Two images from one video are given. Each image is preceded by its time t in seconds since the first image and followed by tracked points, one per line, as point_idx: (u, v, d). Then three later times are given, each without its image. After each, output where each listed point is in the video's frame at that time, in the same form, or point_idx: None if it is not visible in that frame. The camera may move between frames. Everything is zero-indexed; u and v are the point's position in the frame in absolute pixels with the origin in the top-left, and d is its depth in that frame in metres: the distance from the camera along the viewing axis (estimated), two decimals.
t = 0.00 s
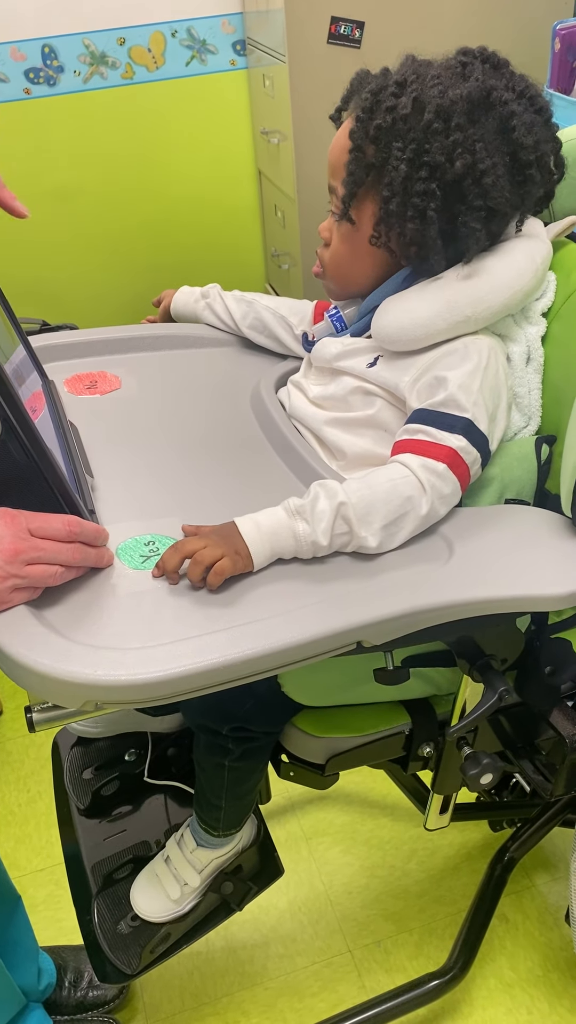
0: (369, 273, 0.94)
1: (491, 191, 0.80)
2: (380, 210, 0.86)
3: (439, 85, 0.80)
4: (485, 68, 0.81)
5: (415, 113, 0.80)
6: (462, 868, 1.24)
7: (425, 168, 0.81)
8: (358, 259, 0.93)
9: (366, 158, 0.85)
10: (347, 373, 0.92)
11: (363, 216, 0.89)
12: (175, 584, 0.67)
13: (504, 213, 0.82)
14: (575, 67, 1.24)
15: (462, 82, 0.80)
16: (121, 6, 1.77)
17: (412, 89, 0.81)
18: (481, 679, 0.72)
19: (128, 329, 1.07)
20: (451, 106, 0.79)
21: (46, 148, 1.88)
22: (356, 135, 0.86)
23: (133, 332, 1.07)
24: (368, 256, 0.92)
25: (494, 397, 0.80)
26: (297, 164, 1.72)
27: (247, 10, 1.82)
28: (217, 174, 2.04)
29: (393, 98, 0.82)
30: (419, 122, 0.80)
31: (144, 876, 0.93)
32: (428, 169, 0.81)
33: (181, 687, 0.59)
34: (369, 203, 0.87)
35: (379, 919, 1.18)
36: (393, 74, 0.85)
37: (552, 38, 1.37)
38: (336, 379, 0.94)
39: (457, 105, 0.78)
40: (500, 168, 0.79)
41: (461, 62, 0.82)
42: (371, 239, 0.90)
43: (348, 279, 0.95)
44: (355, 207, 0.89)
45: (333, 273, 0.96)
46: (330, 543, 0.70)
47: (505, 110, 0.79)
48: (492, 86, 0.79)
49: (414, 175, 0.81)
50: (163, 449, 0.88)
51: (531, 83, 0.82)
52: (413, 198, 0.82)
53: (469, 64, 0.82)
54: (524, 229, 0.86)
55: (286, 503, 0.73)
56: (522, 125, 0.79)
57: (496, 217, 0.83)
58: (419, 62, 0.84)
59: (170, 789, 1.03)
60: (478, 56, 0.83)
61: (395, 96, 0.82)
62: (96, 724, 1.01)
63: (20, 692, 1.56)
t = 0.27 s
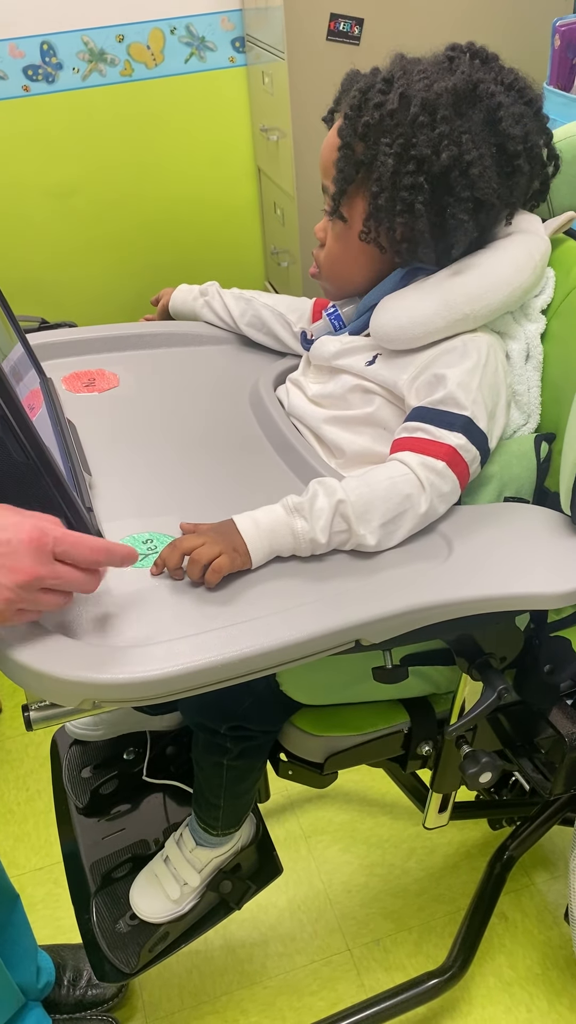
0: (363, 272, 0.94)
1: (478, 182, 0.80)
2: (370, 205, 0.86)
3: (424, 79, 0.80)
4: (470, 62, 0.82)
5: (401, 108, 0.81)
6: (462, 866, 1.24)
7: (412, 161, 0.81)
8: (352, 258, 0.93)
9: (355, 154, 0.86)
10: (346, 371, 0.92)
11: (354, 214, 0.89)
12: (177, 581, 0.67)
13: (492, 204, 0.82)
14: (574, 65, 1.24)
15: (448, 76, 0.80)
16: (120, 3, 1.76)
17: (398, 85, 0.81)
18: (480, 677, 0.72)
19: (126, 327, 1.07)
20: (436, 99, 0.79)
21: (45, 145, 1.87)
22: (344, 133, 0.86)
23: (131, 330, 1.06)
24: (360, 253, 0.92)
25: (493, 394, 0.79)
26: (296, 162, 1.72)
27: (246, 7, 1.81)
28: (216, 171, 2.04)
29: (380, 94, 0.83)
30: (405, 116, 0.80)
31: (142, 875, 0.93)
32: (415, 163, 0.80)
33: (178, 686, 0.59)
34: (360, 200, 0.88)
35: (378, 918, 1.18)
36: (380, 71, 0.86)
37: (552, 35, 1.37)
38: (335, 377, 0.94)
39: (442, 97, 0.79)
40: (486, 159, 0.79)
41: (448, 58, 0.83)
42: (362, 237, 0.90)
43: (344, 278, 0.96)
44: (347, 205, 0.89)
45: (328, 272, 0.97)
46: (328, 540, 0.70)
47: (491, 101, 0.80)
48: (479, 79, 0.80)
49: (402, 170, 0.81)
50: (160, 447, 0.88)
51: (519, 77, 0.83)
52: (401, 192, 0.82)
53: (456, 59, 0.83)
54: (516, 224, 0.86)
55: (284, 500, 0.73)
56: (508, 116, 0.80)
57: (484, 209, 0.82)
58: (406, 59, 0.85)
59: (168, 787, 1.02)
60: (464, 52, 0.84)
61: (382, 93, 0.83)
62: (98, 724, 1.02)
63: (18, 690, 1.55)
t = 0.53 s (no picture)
0: (357, 274, 0.94)
1: (464, 175, 0.80)
2: (360, 205, 0.86)
3: (407, 77, 0.81)
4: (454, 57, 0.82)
5: (386, 107, 0.81)
6: (463, 864, 1.24)
7: (399, 159, 0.81)
8: (344, 260, 0.93)
9: (344, 156, 0.86)
10: (347, 369, 0.92)
11: (345, 216, 0.89)
12: (176, 581, 0.67)
13: (480, 196, 0.82)
14: None
15: (430, 73, 0.81)
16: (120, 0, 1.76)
17: (382, 85, 0.82)
18: (482, 675, 0.72)
19: (127, 325, 1.07)
20: (420, 96, 0.79)
21: (45, 143, 1.87)
22: (333, 136, 0.87)
23: (133, 328, 1.06)
24: (353, 253, 0.92)
25: (494, 391, 0.79)
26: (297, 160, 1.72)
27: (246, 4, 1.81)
28: (215, 169, 2.04)
29: (366, 95, 0.84)
30: (390, 115, 0.81)
31: (144, 874, 0.93)
32: (402, 160, 0.81)
33: (182, 683, 0.59)
34: (350, 202, 0.88)
35: (379, 915, 1.18)
36: (365, 73, 0.87)
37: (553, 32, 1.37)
38: (336, 375, 0.94)
39: (425, 94, 0.79)
40: (472, 151, 0.79)
41: (432, 55, 0.83)
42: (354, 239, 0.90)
43: (343, 281, 0.95)
44: (338, 207, 0.89)
45: (324, 273, 0.97)
46: (330, 538, 0.70)
47: (475, 95, 0.80)
48: (462, 73, 0.80)
49: (389, 168, 0.82)
50: (162, 445, 0.88)
51: (505, 69, 0.83)
52: (389, 190, 0.82)
53: (439, 56, 0.83)
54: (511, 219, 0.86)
55: (286, 498, 0.73)
56: (494, 108, 0.80)
57: (472, 201, 0.83)
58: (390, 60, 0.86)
59: (170, 785, 1.02)
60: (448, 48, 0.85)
61: (367, 94, 0.84)
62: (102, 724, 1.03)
63: (20, 688, 1.56)
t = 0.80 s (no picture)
0: (357, 271, 0.94)
1: (462, 170, 0.80)
2: (359, 202, 0.87)
3: (405, 74, 0.81)
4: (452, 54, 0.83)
5: (384, 104, 0.82)
6: (462, 860, 1.24)
7: (397, 156, 0.81)
8: (344, 257, 0.93)
9: (342, 153, 0.87)
10: (347, 366, 0.92)
11: (344, 213, 0.90)
12: (179, 576, 0.67)
13: (478, 190, 0.83)
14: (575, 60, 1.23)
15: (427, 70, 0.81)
16: None
17: (380, 82, 0.83)
18: (481, 672, 0.71)
19: (127, 322, 1.07)
20: (417, 92, 0.80)
21: (44, 141, 1.87)
22: (331, 134, 0.88)
23: (132, 326, 1.06)
24: (352, 250, 0.92)
25: (494, 388, 0.80)
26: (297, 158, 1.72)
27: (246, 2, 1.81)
28: (215, 167, 2.04)
29: (364, 93, 0.84)
30: (388, 112, 0.81)
31: (144, 871, 0.93)
32: (400, 156, 0.81)
33: (183, 678, 0.59)
34: (349, 199, 0.88)
35: (379, 912, 1.18)
36: (363, 71, 0.87)
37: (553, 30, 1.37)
38: (335, 372, 0.94)
39: (423, 90, 0.79)
40: (470, 146, 0.79)
41: (430, 52, 0.83)
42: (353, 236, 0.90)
43: (342, 279, 0.96)
44: (337, 204, 0.90)
45: (324, 272, 0.97)
46: (330, 534, 0.70)
47: (473, 90, 0.80)
48: (459, 69, 0.80)
49: (387, 165, 0.82)
50: (162, 442, 0.88)
51: (502, 65, 0.83)
52: (387, 187, 0.83)
53: (437, 52, 0.83)
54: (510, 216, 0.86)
55: (286, 495, 0.73)
56: (491, 103, 0.80)
57: (470, 196, 0.83)
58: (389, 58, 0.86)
59: (170, 783, 1.03)
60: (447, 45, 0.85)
61: (365, 92, 0.84)
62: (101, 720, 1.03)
63: (20, 684, 1.56)
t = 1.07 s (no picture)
0: (356, 268, 0.94)
1: (461, 163, 0.80)
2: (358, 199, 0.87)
3: (401, 70, 0.82)
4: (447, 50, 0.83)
5: (381, 100, 0.82)
6: (462, 857, 1.24)
7: (395, 151, 0.82)
8: (343, 254, 0.93)
9: (340, 150, 0.87)
10: (346, 362, 0.93)
11: (343, 209, 0.90)
12: (176, 573, 0.68)
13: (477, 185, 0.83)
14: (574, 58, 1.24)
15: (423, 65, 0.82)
16: None
17: (376, 79, 0.83)
18: (480, 666, 0.72)
19: (126, 320, 1.07)
20: (414, 87, 0.80)
21: (43, 139, 1.87)
22: (329, 131, 0.88)
23: (132, 323, 1.07)
24: (352, 247, 0.92)
25: (492, 384, 0.80)
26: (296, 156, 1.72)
27: None
28: (214, 165, 2.04)
29: (360, 90, 0.84)
30: (385, 108, 0.82)
31: (144, 866, 0.93)
32: (398, 151, 0.82)
33: (183, 672, 0.59)
34: (348, 196, 0.88)
35: (378, 908, 1.18)
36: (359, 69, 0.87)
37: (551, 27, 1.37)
38: (334, 369, 0.94)
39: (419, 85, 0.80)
40: (468, 140, 0.80)
41: (425, 49, 0.84)
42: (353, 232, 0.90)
43: (341, 277, 0.96)
44: (336, 201, 0.90)
45: (323, 269, 0.97)
46: (329, 530, 0.70)
47: (469, 85, 0.80)
48: (455, 64, 0.81)
49: (385, 160, 0.82)
50: (162, 439, 0.88)
51: (497, 61, 0.84)
52: (386, 182, 0.83)
53: (432, 49, 0.84)
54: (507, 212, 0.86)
55: (285, 491, 0.73)
56: (488, 97, 0.80)
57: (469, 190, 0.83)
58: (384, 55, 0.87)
59: (170, 782, 1.03)
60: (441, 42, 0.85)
61: (362, 89, 0.84)
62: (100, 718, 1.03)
63: (20, 682, 1.56)
